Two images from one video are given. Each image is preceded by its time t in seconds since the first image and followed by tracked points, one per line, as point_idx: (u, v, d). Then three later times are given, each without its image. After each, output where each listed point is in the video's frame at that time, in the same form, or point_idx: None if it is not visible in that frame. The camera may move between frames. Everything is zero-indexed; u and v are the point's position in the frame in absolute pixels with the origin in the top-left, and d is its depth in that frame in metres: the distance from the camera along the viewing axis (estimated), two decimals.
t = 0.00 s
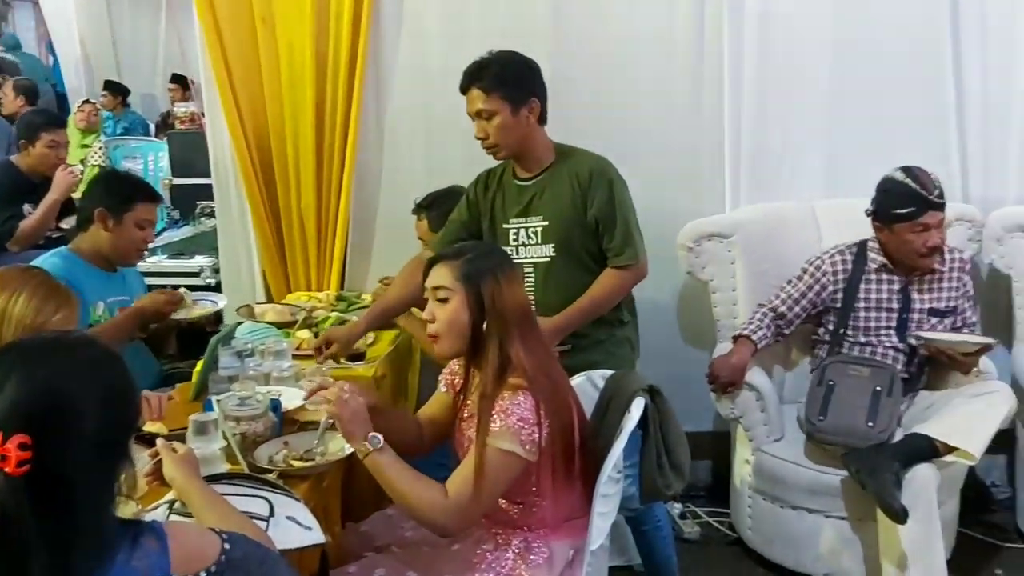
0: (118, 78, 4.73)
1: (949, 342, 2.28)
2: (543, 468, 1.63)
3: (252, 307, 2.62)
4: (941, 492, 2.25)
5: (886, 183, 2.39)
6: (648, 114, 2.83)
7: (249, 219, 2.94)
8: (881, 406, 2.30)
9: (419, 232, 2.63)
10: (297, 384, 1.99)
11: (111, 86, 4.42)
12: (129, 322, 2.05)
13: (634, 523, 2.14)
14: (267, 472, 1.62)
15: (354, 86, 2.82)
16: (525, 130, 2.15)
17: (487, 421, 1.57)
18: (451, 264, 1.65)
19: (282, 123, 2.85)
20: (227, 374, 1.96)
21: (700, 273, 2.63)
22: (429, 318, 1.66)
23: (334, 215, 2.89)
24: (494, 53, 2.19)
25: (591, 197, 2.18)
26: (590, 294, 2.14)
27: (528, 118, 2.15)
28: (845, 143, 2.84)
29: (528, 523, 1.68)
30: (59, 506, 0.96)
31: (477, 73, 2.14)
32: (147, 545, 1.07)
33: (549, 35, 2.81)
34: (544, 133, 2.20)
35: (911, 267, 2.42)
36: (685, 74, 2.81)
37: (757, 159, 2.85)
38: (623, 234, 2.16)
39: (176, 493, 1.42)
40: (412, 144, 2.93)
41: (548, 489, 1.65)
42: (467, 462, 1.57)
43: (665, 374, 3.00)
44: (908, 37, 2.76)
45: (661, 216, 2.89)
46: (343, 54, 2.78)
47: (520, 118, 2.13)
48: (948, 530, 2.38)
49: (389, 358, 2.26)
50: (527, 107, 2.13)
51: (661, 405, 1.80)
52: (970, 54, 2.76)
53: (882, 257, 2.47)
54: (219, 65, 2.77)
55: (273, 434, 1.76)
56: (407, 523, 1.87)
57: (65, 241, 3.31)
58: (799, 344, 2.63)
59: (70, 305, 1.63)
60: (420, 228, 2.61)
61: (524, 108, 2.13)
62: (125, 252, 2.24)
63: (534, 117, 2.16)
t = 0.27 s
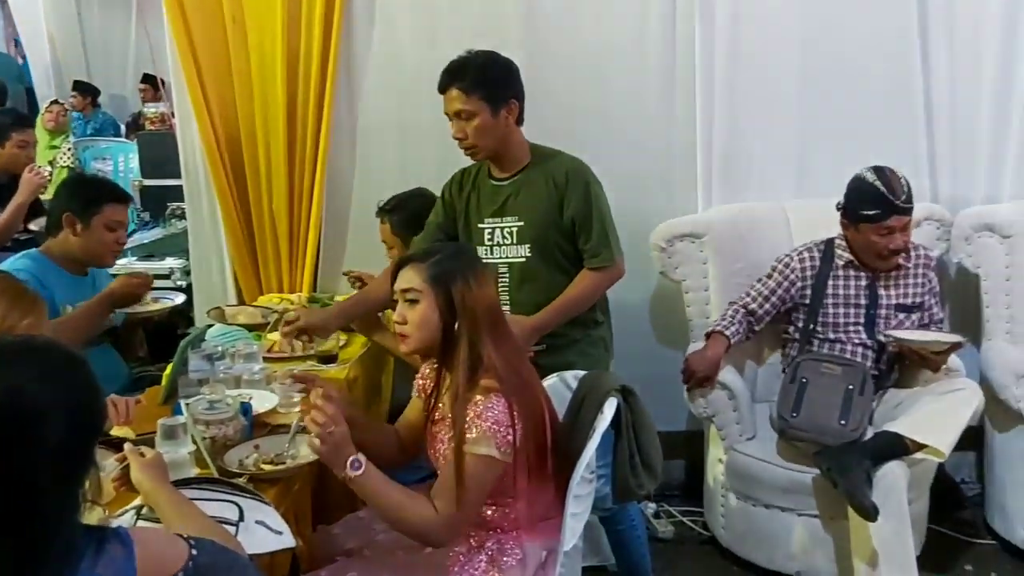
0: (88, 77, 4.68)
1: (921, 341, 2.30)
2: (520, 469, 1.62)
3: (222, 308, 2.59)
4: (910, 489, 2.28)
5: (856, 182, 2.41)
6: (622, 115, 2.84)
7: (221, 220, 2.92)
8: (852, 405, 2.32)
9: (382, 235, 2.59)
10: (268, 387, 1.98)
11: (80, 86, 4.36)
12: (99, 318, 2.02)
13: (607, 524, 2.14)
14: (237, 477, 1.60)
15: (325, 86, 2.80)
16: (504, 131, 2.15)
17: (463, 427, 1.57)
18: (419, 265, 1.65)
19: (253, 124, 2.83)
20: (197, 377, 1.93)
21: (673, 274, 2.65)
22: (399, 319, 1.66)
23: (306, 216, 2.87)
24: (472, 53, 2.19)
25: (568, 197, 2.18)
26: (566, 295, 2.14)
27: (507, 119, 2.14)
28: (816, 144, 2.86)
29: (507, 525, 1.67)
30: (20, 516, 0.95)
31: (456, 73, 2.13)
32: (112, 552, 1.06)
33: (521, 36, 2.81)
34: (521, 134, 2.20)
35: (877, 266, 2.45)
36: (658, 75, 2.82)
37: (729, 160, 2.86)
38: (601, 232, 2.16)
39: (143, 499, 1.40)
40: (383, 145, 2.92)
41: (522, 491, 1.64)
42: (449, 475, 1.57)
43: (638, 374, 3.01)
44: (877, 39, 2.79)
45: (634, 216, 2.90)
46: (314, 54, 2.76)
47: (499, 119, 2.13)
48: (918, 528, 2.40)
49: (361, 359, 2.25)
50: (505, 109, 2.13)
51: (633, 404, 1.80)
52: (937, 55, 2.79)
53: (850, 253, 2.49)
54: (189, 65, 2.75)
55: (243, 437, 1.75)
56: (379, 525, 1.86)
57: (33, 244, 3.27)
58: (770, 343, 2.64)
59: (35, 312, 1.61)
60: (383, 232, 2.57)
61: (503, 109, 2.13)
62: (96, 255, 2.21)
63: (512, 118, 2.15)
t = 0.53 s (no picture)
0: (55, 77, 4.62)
1: (893, 340, 2.31)
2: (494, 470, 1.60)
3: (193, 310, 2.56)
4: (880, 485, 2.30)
5: (832, 178, 2.42)
6: (594, 114, 2.85)
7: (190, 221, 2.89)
8: (826, 403, 2.33)
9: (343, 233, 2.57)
10: (238, 389, 1.96)
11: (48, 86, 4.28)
12: (63, 311, 1.96)
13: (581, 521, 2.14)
14: (206, 480, 1.59)
15: (296, 85, 2.78)
16: (486, 133, 2.15)
17: (435, 432, 1.55)
18: (386, 264, 1.65)
19: (222, 124, 2.80)
20: (166, 380, 1.90)
21: (645, 273, 2.66)
22: (367, 319, 1.65)
23: (277, 217, 2.84)
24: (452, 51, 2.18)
25: (546, 197, 2.18)
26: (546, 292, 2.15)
27: (489, 120, 2.15)
28: (785, 143, 2.88)
29: (484, 527, 1.66)
30: None
31: (435, 72, 2.12)
32: (77, 561, 1.04)
33: (493, 36, 2.81)
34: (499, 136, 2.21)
35: (846, 261, 2.47)
36: (629, 74, 2.83)
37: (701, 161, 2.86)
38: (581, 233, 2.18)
39: (110, 505, 1.38)
40: (355, 145, 2.91)
41: (495, 492, 1.63)
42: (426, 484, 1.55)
43: (611, 373, 3.02)
44: (846, 39, 2.81)
45: (607, 215, 2.91)
46: (283, 53, 2.74)
47: (484, 121, 2.13)
48: (887, 523, 2.43)
49: (333, 361, 2.24)
50: (488, 110, 2.14)
51: (606, 403, 1.79)
52: (905, 55, 2.82)
53: (820, 247, 2.51)
54: (156, 64, 2.71)
55: (212, 440, 1.73)
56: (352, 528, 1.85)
57: None
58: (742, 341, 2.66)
59: None
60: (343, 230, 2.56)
61: (485, 111, 2.13)
62: (70, 257, 2.18)
63: (494, 120, 2.16)
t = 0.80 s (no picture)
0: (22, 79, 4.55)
1: (860, 335, 2.31)
2: (463, 473, 1.60)
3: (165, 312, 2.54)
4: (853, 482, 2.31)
5: (806, 173, 2.45)
6: (568, 114, 2.85)
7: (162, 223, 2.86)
8: (802, 397, 2.33)
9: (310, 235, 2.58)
10: (211, 392, 1.95)
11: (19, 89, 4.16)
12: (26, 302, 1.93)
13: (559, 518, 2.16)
14: (177, 484, 1.58)
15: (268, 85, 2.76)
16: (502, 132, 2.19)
17: (404, 436, 1.54)
18: (356, 265, 1.64)
19: (194, 124, 2.78)
20: (137, 384, 1.88)
21: (620, 272, 2.66)
22: (337, 321, 1.64)
23: (250, 218, 2.82)
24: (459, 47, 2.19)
25: (549, 195, 2.20)
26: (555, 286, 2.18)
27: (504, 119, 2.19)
28: (757, 142, 2.90)
29: (456, 529, 1.65)
30: None
31: (450, 68, 2.13)
32: (42, 565, 1.03)
33: (467, 35, 2.80)
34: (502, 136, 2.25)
35: (819, 256, 2.48)
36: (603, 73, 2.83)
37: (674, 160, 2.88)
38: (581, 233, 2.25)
39: (79, 509, 1.36)
40: (328, 145, 2.89)
41: (466, 493, 1.63)
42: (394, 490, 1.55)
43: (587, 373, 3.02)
44: (817, 40, 2.83)
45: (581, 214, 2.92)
46: (255, 52, 2.72)
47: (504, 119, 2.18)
48: (861, 519, 2.45)
49: (306, 362, 2.22)
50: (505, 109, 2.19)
51: (581, 402, 1.79)
52: (876, 55, 2.84)
53: (795, 245, 2.52)
54: (127, 64, 2.69)
55: (183, 444, 1.72)
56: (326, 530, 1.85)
57: None
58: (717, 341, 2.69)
59: None
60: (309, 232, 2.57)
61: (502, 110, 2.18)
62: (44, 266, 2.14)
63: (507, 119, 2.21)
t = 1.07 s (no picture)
0: None
1: (826, 333, 2.32)
2: (422, 476, 1.61)
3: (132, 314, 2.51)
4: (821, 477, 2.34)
5: (790, 170, 2.45)
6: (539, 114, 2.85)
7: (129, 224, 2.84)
8: (772, 395, 2.35)
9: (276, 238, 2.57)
10: (179, 395, 1.94)
11: None
12: None
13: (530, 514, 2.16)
14: (144, 488, 1.56)
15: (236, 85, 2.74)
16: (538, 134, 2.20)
17: (360, 441, 1.55)
18: (320, 266, 1.63)
19: (161, 125, 2.76)
20: (103, 387, 1.82)
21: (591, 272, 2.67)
22: (300, 322, 1.63)
23: (218, 220, 2.80)
24: (504, 46, 2.19)
25: (579, 199, 2.27)
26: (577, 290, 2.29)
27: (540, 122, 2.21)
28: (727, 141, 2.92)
29: (419, 531, 1.66)
30: None
31: (512, 66, 2.11)
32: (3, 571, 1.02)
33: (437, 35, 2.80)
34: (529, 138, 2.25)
35: (797, 254, 2.49)
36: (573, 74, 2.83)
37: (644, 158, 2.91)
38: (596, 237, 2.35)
39: (43, 514, 1.34)
40: (297, 145, 2.87)
41: (429, 495, 1.64)
42: (348, 496, 1.57)
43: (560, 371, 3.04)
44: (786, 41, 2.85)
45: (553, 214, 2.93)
46: (223, 52, 2.70)
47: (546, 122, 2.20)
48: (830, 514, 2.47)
49: (276, 364, 2.21)
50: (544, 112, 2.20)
51: (550, 402, 1.80)
52: (843, 56, 2.87)
53: (766, 243, 2.54)
54: (92, 63, 2.66)
55: (150, 447, 1.70)
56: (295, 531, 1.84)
57: None
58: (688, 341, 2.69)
59: None
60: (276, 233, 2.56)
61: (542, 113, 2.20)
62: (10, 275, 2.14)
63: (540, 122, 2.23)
